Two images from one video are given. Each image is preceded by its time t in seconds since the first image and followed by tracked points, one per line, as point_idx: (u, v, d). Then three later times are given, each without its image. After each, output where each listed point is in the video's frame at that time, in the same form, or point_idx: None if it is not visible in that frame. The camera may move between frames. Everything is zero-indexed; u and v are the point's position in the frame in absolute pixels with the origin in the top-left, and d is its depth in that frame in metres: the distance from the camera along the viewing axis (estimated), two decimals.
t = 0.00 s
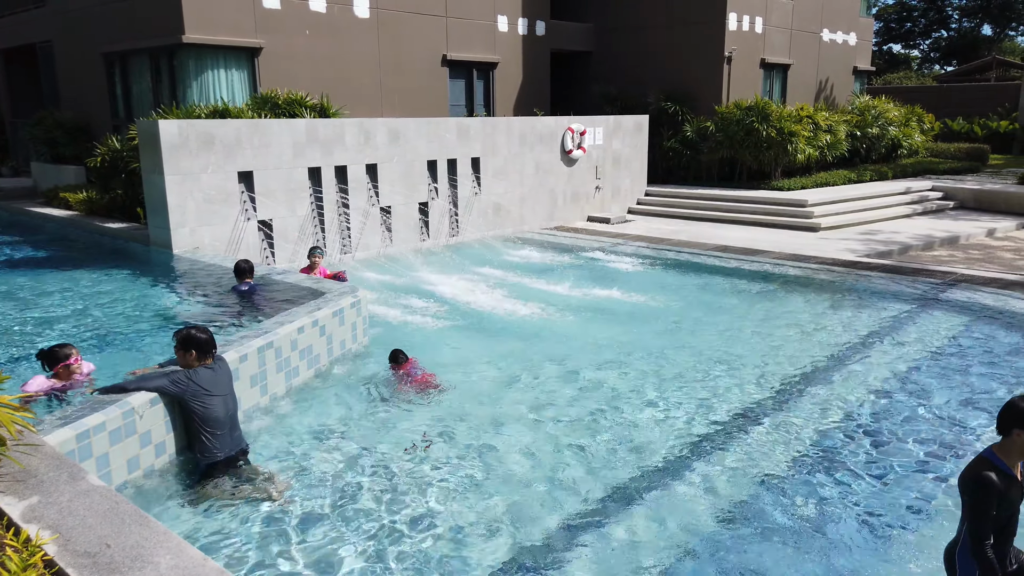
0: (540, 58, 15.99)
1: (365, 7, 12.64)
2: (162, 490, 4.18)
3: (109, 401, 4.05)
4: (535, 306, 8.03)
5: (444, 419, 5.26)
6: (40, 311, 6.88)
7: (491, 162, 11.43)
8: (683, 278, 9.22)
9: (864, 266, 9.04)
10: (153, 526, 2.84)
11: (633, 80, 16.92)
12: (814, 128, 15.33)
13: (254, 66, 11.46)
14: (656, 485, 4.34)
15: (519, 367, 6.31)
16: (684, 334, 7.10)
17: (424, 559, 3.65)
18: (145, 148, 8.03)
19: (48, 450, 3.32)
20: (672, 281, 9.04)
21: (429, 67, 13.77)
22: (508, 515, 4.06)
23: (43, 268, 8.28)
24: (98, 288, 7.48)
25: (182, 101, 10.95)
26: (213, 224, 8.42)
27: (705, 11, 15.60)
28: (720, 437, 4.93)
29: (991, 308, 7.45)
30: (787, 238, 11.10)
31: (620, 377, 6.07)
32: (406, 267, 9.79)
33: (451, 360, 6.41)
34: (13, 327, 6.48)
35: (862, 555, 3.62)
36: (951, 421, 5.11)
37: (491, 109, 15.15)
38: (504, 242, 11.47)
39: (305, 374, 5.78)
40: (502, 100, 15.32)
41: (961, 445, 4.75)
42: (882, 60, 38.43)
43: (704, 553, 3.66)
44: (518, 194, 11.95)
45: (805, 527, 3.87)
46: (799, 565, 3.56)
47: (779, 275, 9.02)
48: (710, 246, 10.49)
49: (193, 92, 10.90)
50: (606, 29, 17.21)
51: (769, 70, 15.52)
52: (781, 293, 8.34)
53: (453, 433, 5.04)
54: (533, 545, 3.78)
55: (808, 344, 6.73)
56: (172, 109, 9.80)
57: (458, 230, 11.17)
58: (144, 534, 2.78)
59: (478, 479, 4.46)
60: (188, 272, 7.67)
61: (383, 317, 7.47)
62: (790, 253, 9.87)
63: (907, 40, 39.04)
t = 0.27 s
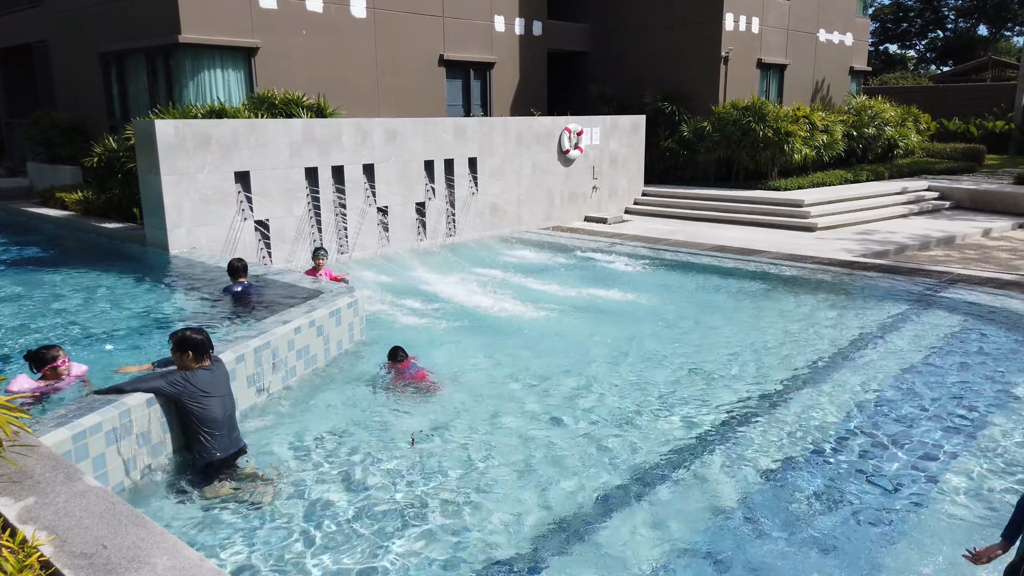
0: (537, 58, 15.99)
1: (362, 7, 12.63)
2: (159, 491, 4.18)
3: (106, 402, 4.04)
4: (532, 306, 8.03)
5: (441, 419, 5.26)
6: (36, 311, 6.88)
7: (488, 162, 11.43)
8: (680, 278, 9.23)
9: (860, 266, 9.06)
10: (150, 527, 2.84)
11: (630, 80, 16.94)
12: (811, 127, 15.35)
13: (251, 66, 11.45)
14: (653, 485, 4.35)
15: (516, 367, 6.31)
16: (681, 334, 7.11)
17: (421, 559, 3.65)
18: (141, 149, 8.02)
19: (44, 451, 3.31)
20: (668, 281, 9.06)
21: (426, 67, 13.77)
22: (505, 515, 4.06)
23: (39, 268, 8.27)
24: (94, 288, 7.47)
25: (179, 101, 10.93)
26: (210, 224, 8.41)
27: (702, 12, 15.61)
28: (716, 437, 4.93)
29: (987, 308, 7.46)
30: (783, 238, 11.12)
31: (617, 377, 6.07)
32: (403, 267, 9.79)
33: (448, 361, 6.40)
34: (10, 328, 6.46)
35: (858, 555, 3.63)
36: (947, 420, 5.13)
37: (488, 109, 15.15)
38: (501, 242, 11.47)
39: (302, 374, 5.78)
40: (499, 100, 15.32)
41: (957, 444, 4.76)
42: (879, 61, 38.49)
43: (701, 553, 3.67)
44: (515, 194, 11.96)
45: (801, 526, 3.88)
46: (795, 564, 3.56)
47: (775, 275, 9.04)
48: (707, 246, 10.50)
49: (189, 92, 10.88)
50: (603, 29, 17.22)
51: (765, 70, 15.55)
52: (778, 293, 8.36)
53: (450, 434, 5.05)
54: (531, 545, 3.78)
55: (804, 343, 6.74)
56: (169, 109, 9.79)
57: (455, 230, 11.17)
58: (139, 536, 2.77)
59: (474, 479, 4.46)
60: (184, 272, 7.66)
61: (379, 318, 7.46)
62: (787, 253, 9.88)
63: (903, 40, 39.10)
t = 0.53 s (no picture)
0: (536, 58, 15.99)
1: (360, 7, 12.62)
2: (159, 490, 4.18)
3: (103, 403, 4.03)
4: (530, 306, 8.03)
5: (440, 419, 5.26)
6: (33, 311, 6.86)
7: (486, 162, 11.43)
8: (679, 278, 9.23)
9: (859, 266, 9.06)
10: (148, 527, 2.84)
11: (629, 80, 16.94)
12: (809, 128, 15.36)
13: (249, 66, 11.44)
14: (651, 484, 4.35)
15: (514, 367, 6.31)
16: (680, 333, 7.11)
17: (419, 559, 3.65)
18: (139, 148, 8.01)
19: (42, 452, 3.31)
20: (667, 281, 9.05)
21: (425, 67, 13.77)
22: (504, 515, 4.05)
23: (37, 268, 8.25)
24: (92, 288, 7.46)
25: (177, 101, 10.92)
26: (208, 224, 8.40)
27: (701, 12, 15.62)
28: (715, 437, 4.93)
29: (985, 308, 7.46)
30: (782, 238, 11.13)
31: (615, 377, 6.07)
32: (401, 267, 9.79)
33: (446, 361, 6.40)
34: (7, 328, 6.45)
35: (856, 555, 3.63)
36: (945, 420, 5.13)
37: (487, 108, 15.15)
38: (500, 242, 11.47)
39: (300, 374, 5.78)
40: (498, 100, 15.32)
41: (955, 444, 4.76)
42: (877, 61, 38.52)
43: (699, 553, 3.67)
44: (514, 194, 11.96)
45: (799, 526, 3.88)
46: (793, 564, 3.57)
47: (773, 275, 9.04)
48: (706, 246, 10.50)
49: (187, 92, 10.87)
50: (601, 29, 17.22)
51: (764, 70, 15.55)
52: (776, 293, 8.36)
53: (448, 433, 5.04)
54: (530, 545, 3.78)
55: (802, 343, 6.74)
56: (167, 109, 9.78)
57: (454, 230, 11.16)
58: (136, 537, 2.76)
59: (473, 479, 4.46)
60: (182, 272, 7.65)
61: (378, 318, 7.46)
62: (786, 253, 9.88)
63: (901, 40, 39.13)
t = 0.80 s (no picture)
0: (535, 58, 15.99)
1: (360, 7, 12.62)
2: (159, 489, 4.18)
3: (102, 402, 4.03)
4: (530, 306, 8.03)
5: (439, 419, 5.26)
6: (33, 311, 6.86)
7: (486, 162, 11.43)
8: (679, 277, 9.23)
9: (859, 266, 9.05)
10: (148, 527, 2.84)
11: (628, 80, 16.94)
12: (809, 128, 15.37)
13: (248, 66, 11.44)
14: (650, 484, 4.35)
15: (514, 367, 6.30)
16: (679, 334, 7.11)
17: (419, 559, 3.65)
18: (139, 148, 8.01)
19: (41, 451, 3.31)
20: (666, 281, 9.05)
21: (425, 67, 13.77)
22: (503, 515, 4.05)
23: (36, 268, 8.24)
24: (92, 288, 7.45)
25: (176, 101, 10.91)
26: (208, 224, 8.40)
27: (701, 11, 15.62)
28: (714, 437, 4.93)
29: (985, 308, 7.46)
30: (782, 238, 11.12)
31: (615, 377, 6.06)
32: (400, 267, 9.78)
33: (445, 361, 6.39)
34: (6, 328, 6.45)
35: (856, 554, 3.62)
36: (945, 420, 5.13)
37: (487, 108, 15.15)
38: (499, 242, 11.46)
39: (300, 373, 5.77)
40: (497, 99, 15.32)
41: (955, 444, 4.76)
42: (876, 61, 38.53)
43: (698, 552, 3.67)
44: (514, 194, 11.95)
45: (798, 526, 3.87)
46: (793, 563, 3.56)
47: (773, 275, 9.04)
48: (705, 246, 10.49)
49: (186, 92, 10.86)
50: (601, 30, 17.23)
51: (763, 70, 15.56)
52: (776, 293, 8.36)
53: (447, 433, 5.04)
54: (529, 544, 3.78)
55: (802, 343, 6.74)
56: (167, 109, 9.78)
57: (453, 230, 11.15)
58: (135, 537, 2.75)
59: (472, 478, 4.45)
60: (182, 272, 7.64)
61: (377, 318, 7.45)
62: (785, 253, 9.87)
63: (901, 40, 39.14)
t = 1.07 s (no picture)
0: (536, 58, 15.99)
1: (360, 7, 12.63)
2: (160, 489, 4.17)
3: (100, 402, 4.03)
4: (530, 306, 8.02)
5: (440, 419, 5.25)
6: (33, 311, 6.86)
7: (487, 162, 11.43)
8: (679, 278, 9.22)
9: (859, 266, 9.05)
10: (148, 527, 2.84)
11: (628, 80, 16.95)
12: (809, 127, 15.37)
13: (249, 66, 11.44)
14: (650, 484, 4.35)
15: (515, 367, 6.30)
16: (679, 333, 7.11)
17: (419, 559, 3.65)
18: (139, 148, 8.01)
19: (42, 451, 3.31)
20: (666, 281, 9.05)
21: (425, 67, 13.77)
22: (504, 515, 4.04)
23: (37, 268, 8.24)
24: (92, 288, 7.45)
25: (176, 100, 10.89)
26: (208, 224, 8.40)
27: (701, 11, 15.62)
28: (714, 437, 4.93)
29: (985, 307, 7.46)
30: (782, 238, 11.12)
31: (615, 377, 6.06)
32: (400, 267, 9.77)
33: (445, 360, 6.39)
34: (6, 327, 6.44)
35: (856, 555, 3.62)
36: (945, 420, 5.13)
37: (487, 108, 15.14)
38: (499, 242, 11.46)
39: (300, 374, 5.77)
40: (498, 99, 15.32)
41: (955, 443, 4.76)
42: (877, 60, 38.53)
43: (697, 551, 3.67)
44: (514, 194, 11.95)
45: (797, 526, 3.88)
46: (793, 563, 3.56)
47: (773, 275, 9.04)
48: (705, 246, 10.49)
49: (186, 91, 10.85)
50: (601, 30, 17.23)
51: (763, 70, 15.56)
52: (776, 293, 8.36)
53: (447, 433, 5.04)
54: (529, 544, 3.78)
55: (802, 343, 6.74)
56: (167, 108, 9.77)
57: (453, 230, 11.15)
58: (135, 537, 2.75)
59: (472, 478, 4.46)
60: (182, 272, 7.64)
61: (377, 318, 7.45)
62: (786, 253, 9.87)
63: (902, 40, 39.15)
